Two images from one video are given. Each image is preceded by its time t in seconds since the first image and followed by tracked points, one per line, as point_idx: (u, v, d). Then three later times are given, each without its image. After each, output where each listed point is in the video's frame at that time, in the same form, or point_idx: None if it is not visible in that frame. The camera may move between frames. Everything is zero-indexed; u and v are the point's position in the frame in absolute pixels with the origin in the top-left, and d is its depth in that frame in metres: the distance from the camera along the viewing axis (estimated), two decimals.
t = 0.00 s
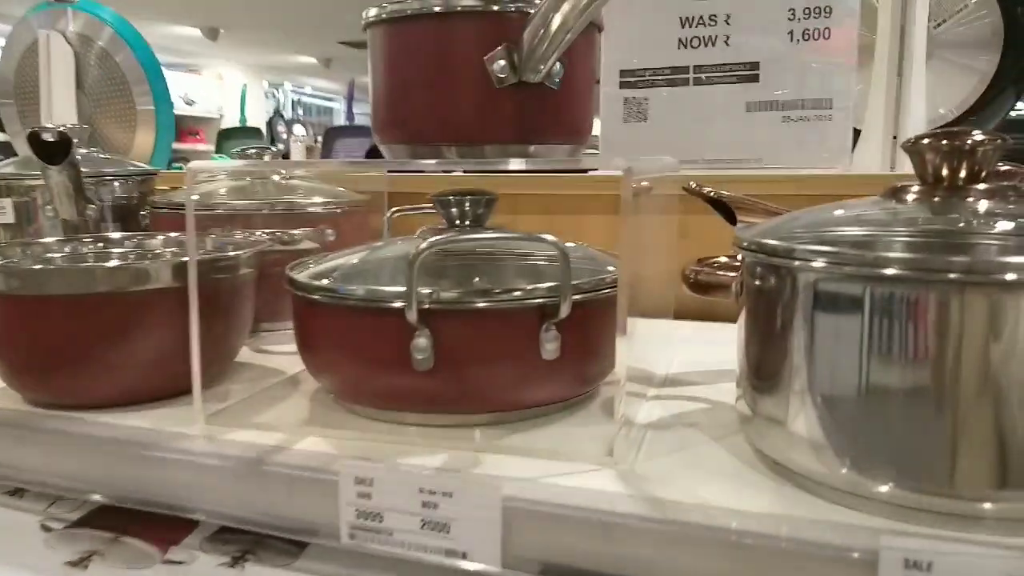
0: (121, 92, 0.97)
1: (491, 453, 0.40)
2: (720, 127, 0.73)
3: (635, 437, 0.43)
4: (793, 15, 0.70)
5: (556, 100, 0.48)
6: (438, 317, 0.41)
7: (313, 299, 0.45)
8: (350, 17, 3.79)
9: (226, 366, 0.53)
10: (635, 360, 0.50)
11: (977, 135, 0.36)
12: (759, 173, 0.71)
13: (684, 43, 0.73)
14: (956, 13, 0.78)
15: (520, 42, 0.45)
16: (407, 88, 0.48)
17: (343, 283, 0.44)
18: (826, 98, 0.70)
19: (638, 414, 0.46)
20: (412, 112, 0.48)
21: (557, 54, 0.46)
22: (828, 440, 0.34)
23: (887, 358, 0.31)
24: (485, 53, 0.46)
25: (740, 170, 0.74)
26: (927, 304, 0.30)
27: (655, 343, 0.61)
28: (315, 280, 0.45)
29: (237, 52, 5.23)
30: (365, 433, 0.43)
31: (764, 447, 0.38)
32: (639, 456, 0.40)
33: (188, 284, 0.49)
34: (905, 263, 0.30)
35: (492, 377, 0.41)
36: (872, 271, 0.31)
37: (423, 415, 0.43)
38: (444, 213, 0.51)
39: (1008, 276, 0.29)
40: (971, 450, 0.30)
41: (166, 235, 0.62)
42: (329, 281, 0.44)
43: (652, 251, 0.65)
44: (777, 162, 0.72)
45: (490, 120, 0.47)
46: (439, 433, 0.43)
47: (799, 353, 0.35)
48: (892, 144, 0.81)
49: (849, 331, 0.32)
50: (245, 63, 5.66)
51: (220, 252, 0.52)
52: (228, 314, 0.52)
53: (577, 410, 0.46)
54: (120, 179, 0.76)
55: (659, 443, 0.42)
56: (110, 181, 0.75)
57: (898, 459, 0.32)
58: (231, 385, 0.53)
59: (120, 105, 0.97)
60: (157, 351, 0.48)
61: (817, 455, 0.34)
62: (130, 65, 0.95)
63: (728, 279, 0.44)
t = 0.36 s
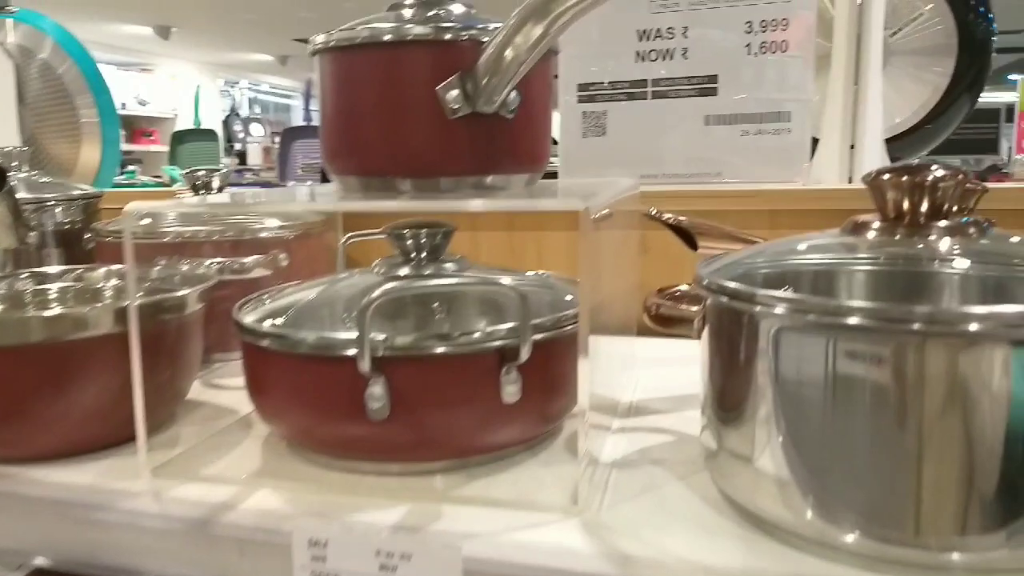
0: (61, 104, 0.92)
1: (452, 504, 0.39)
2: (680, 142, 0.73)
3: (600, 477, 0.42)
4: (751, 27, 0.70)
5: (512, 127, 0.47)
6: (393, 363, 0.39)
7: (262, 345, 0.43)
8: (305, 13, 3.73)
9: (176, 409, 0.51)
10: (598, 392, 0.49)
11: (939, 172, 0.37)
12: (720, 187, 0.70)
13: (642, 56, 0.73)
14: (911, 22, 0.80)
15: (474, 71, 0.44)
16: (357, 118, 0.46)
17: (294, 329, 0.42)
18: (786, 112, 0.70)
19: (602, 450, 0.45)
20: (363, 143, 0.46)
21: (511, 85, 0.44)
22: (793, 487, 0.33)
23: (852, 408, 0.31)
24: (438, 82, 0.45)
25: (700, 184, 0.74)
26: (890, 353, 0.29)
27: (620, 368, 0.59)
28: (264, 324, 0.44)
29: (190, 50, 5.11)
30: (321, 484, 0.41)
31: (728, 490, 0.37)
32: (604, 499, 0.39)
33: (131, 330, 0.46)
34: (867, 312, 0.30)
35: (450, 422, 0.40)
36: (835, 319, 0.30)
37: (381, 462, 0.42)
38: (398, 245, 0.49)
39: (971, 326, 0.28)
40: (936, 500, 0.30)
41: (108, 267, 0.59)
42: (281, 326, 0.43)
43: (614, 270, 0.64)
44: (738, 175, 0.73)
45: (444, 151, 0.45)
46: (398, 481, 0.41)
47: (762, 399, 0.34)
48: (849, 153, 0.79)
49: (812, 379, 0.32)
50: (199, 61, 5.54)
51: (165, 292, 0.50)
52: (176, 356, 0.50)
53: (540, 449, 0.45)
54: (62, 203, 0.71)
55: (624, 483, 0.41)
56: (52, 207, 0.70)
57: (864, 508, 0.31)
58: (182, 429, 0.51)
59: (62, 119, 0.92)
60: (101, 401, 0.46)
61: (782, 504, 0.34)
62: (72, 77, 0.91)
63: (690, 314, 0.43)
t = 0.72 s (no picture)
0: (14, 126, 0.88)
1: (418, 562, 0.38)
2: (647, 162, 0.72)
3: (571, 525, 0.41)
4: (716, 46, 0.70)
5: (475, 162, 0.46)
6: (353, 417, 0.38)
7: (218, 398, 0.41)
8: (270, 19, 3.69)
9: (131, 460, 0.49)
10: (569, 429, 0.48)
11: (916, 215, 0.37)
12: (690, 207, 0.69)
13: (608, 76, 0.72)
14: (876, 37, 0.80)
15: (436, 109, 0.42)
16: (314, 156, 0.45)
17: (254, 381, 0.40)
18: (753, 131, 0.70)
19: (574, 494, 0.44)
20: (321, 182, 0.45)
21: (474, 122, 0.43)
22: (764, 540, 0.32)
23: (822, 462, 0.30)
24: (397, 119, 0.43)
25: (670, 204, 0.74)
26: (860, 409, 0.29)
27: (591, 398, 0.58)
28: (221, 376, 0.42)
29: (152, 58, 5.02)
30: (282, 543, 0.40)
31: (701, 541, 0.37)
32: (575, 550, 0.38)
33: (80, 383, 0.44)
34: (837, 365, 0.29)
35: (413, 474, 0.39)
36: (804, 373, 0.29)
37: (344, 517, 0.40)
38: (361, 284, 0.48)
39: (943, 379, 0.27)
40: (909, 554, 0.29)
41: (59, 307, 0.57)
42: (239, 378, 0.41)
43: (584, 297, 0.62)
44: (705, 194, 0.72)
45: (405, 190, 0.44)
46: (363, 537, 0.40)
47: (732, 449, 0.33)
48: (816, 168, 0.79)
49: (780, 432, 0.31)
50: (162, 68, 5.45)
51: (118, 339, 0.48)
52: (130, 405, 0.48)
53: (509, 495, 0.44)
54: (14, 236, 0.68)
55: (596, 531, 0.40)
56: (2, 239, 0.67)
57: (837, 564, 0.30)
58: (139, 480, 0.49)
59: (15, 141, 0.88)
60: (49, 457, 0.44)
61: (756, 558, 0.33)
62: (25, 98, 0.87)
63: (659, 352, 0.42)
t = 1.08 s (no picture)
0: None
1: None
2: (605, 183, 0.72)
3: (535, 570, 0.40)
4: (670, 66, 0.70)
5: (427, 197, 0.45)
6: (305, 472, 0.37)
7: (162, 453, 0.40)
8: (223, 24, 3.62)
9: (75, 512, 0.47)
10: (530, 464, 0.47)
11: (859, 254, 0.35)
12: (649, 228, 0.69)
13: (563, 97, 0.71)
14: (826, 53, 0.81)
15: (385, 147, 0.41)
16: (259, 194, 0.43)
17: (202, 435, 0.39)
18: (707, 150, 0.70)
19: (538, 536, 0.43)
20: (267, 222, 0.43)
21: (426, 158, 0.42)
22: None
23: (785, 516, 0.29)
24: (344, 157, 0.42)
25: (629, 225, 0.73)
26: (822, 462, 0.28)
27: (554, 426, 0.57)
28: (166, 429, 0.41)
29: (103, 64, 4.91)
30: None
31: None
32: None
33: (16, 437, 0.43)
34: (797, 419, 0.28)
35: (371, 527, 0.38)
36: (764, 426, 0.29)
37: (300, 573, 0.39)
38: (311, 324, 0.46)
39: (905, 434, 0.27)
40: None
41: None
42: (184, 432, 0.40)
43: (545, 322, 0.62)
44: (663, 214, 0.72)
45: (355, 229, 0.43)
46: None
47: (694, 501, 0.32)
48: (773, 183, 0.79)
49: (741, 485, 0.30)
50: (113, 75, 5.33)
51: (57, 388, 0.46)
52: (72, 455, 0.46)
53: (472, 540, 0.43)
54: None
55: None
56: None
57: None
58: (84, 532, 0.47)
59: None
60: None
61: None
62: None
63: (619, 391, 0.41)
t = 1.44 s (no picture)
0: None
1: None
2: (585, 202, 0.71)
3: None
4: (649, 85, 0.69)
5: (405, 228, 0.43)
6: (278, 517, 0.35)
7: (130, 496, 0.38)
8: (201, 33, 3.60)
9: (42, 553, 0.46)
10: (512, 494, 0.46)
11: (844, 284, 0.33)
12: (631, 248, 0.68)
13: (542, 116, 0.71)
14: (806, 69, 0.82)
15: (359, 178, 0.40)
16: (231, 225, 0.42)
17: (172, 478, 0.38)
18: (688, 170, 0.70)
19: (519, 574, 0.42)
20: (239, 255, 0.42)
21: (404, 189, 0.41)
22: None
23: (770, 562, 0.29)
24: (318, 187, 0.41)
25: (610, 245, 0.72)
26: (808, 509, 0.28)
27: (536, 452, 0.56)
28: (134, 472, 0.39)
29: (79, 74, 4.85)
30: None
31: None
32: None
33: None
34: (781, 464, 0.28)
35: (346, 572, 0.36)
36: (747, 471, 0.28)
37: None
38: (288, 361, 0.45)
39: (891, 480, 0.27)
40: None
41: None
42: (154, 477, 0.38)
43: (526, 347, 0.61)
44: (645, 234, 0.71)
45: (330, 262, 0.42)
46: None
47: (677, 545, 0.32)
48: (753, 201, 0.78)
49: (725, 530, 0.30)
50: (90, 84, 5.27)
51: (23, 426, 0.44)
52: (39, 495, 0.45)
53: None
54: None
55: None
56: None
57: None
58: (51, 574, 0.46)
59: None
60: None
61: None
62: None
63: (602, 426, 0.40)
